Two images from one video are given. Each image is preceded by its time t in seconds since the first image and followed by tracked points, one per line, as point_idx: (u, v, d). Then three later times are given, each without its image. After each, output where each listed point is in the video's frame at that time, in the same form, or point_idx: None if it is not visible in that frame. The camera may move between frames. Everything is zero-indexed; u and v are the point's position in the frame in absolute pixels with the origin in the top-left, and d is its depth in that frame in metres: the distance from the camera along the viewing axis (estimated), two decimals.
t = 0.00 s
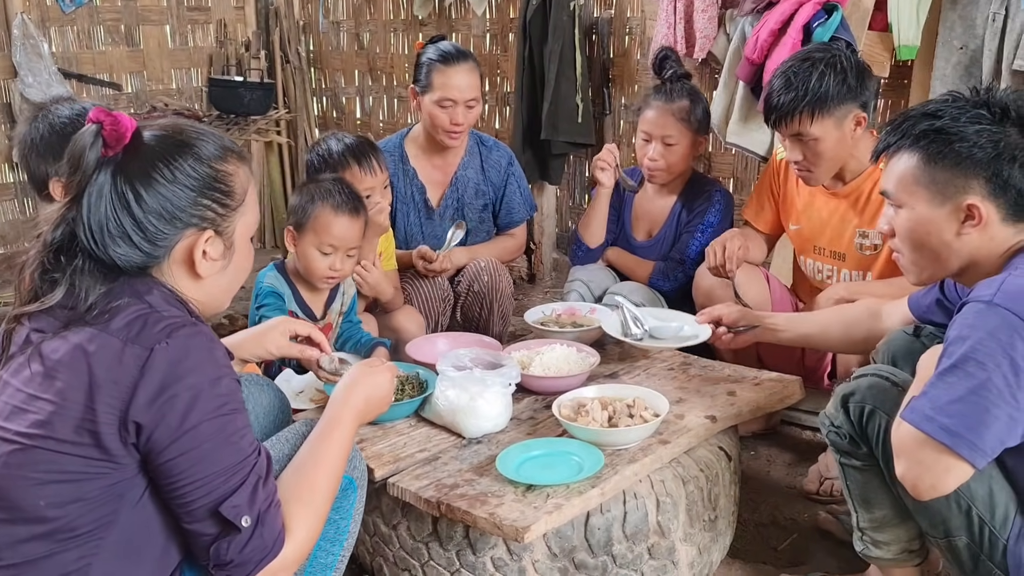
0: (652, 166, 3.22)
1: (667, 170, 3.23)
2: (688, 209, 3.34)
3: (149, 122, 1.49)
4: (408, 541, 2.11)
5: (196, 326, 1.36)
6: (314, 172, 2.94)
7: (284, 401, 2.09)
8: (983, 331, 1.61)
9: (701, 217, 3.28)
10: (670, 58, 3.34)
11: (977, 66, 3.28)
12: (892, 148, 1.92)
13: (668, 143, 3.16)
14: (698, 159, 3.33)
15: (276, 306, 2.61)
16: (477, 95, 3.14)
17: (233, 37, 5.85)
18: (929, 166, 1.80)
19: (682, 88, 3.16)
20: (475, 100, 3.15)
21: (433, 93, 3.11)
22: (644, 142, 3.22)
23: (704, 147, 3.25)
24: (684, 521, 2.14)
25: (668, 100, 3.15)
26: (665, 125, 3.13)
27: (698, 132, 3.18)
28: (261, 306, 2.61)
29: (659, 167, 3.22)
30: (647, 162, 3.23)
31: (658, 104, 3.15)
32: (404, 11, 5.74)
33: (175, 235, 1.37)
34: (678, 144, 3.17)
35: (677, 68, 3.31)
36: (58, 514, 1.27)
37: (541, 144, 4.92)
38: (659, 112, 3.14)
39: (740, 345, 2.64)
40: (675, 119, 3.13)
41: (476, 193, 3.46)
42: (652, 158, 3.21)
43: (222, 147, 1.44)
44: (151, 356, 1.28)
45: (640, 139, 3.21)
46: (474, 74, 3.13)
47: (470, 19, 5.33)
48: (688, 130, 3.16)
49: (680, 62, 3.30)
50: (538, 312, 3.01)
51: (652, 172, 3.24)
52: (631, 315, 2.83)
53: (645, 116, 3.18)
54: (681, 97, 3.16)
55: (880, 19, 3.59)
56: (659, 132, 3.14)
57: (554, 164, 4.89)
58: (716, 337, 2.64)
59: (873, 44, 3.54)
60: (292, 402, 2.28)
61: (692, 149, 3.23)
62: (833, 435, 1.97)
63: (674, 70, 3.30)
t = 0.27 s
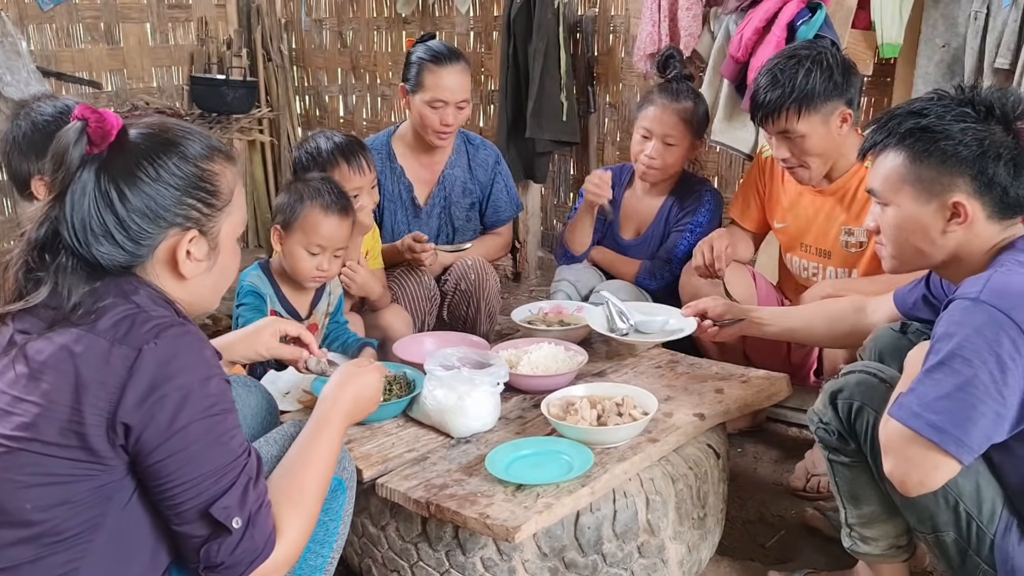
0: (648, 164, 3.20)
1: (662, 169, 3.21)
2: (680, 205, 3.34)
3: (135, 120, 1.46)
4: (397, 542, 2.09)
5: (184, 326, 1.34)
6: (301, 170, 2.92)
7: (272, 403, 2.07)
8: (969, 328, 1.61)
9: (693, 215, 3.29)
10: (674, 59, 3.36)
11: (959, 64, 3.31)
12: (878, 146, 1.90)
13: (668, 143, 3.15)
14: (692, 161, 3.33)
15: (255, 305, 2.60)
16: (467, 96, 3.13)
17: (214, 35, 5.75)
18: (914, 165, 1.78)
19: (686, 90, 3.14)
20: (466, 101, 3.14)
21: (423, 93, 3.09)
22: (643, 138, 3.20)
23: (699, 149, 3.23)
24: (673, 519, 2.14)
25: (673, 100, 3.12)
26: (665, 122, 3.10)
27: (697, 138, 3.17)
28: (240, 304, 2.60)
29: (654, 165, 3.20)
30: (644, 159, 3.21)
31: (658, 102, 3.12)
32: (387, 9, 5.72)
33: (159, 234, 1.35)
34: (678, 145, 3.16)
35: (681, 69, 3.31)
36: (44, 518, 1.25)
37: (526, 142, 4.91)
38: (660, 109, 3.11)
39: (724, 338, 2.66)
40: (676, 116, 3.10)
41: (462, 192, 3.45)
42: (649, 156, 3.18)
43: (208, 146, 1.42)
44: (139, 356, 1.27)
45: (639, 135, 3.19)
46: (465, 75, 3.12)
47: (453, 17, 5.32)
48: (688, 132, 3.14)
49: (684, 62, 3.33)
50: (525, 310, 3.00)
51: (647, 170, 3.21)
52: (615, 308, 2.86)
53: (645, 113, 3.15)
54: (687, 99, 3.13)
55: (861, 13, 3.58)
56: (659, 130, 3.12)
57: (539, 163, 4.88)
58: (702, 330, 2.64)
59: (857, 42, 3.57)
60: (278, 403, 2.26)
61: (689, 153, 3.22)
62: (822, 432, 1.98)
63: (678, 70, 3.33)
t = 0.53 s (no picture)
0: (641, 162, 3.17)
1: (655, 168, 3.19)
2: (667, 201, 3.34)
3: (112, 113, 1.42)
4: (378, 542, 2.07)
5: (162, 324, 1.31)
6: (280, 166, 2.88)
7: (251, 402, 2.04)
8: (952, 323, 1.61)
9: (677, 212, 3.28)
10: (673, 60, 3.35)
11: (935, 62, 3.33)
12: (859, 141, 1.89)
13: (662, 144, 3.13)
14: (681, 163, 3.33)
15: (230, 304, 2.56)
16: (450, 92, 3.11)
17: (187, 30, 5.66)
18: (897, 160, 1.78)
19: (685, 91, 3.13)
20: (448, 98, 3.12)
21: (405, 89, 3.06)
22: (637, 137, 3.17)
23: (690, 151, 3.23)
24: (656, 517, 2.13)
25: (671, 99, 3.11)
26: (662, 122, 3.09)
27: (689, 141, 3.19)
28: (215, 303, 2.56)
29: (648, 165, 3.18)
30: (636, 158, 3.18)
31: (658, 100, 3.10)
32: (363, 5, 5.67)
33: (133, 232, 1.31)
34: (672, 147, 3.15)
35: (677, 70, 3.30)
36: (18, 522, 1.22)
37: (505, 139, 4.88)
38: (658, 108, 3.10)
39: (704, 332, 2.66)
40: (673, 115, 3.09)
41: (442, 189, 3.42)
42: (643, 155, 3.16)
43: (187, 143, 1.39)
44: (114, 356, 1.23)
45: (634, 133, 3.16)
46: (447, 71, 3.10)
47: (431, 13, 5.28)
48: (683, 133, 3.14)
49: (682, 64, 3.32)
50: (506, 307, 2.98)
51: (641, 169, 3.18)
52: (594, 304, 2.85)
53: (643, 111, 3.13)
54: (687, 102, 3.12)
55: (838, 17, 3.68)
56: (657, 130, 3.11)
57: (517, 160, 4.86)
58: (680, 326, 2.62)
59: (834, 40, 3.58)
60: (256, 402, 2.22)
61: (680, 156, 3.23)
62: (804, 428, 1.98)
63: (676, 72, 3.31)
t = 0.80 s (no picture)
0: (629, 163, 3.15)
1: (641, 170, 3.17)
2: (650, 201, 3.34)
3: (85, 105, 1.38)
4: (358, 542, 2.04)
5: (136, 323, 1.28)
6: (256, 161, 2.83)
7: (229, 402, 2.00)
8: (933, 321, 1.61)
9: (659, 212, 3.28)
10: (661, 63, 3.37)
11: (911, 60, 3.35)
12: (841, 139, 1.89)
13: (650, 143, 3.12)
14: (666, 165, 3.33)
15: (212, 305, 2.50)
16: (427, 86, 3.07)
17: (159, 23, 5.56)
18: (878, 158, 1.77)
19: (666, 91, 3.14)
20: (425, 92, 3.08)
21: (382, 84, 3.02)
22: (626, 136, 3.15)
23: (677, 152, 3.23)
24: (638, 514, 2.12)
25: (660, 100, 3.11)
26: (652, 122, 3.08)
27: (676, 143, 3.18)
28: (197, 305, 2.50)
29: (636, 164, 3.15)
30: (624, 158, 3.15)
31: (647, 100, 3.10)
32: None
33: (106, 229, 1.28)
34: (660, 147, 3.14)
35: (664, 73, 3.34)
36: None
37: (482, 136, 4.85)
38: (646, 107, 3.09)
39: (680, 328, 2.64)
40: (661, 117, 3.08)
41: (420, 185, 3.39)
42: (631, 154, 3.13)
43: (163, 137, 1.34)
44: (87, 357, 1.20)
45: (623, 132, 3.14)
46: (424, 66, 3.07)
47: (407, 8, 5.23)
48: (672, 134, 3.13)
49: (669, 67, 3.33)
50: (485, 304, 2.96)
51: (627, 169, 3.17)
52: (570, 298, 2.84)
53: (632, 110, 3.12)
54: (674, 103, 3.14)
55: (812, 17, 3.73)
56: (646, 128, 3.09)
57: (494, 157, 4.83)
58: (658, 320, 2.63)
59: (811, 38, 3.60)
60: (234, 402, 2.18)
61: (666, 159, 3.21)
62: (786, 424, 1.98)
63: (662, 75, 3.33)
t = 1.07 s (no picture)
0: (605, 167, 3.14)
1: (617, 174, 3.17)
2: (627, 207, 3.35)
3: (55, 103, 1.35)
4: (333, 547, 2.01)
5: (106, 327, 1.24)
6: (225, 160, 2.78)
7: (201, 406, 1.96)
8: (909, 322, 1.62)
9: (636, 217, 3.30)
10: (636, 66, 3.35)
11: (880, 62, 3.39)
12: (815, 141, 1.89)
13: (627, 148, 3.12)
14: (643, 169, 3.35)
15: (179, 307, 2.46)
16: (400, 83, 3.05)
17: (125, 19, 5.47)
18: (852, 160, 1.78)
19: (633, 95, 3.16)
20: (398, 89, 3.05)
21: (355, 82, 2.99)
22: (602, 141, 3.14)
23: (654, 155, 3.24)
24: (615, 516, 2.12)
25: (637, 105, 3.12)
26: (629, 126, 3.08)
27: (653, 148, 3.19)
28: (164, 306, 2.45)
29: (611, 168, 3.15)
30: (600, 162, 3.15)
31: (625, 105, 3.11)
32: None
33: (73, 230, 1.24)
34: (637, 152, 3.14)
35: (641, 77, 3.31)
36: None
37: (454, 135, 4.83)
38: (622, 112, 3.09)
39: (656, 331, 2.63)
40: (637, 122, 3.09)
41: (393, 185, 3.36)
42: (606, 158, 3.13)
43: (133, 136, 1.30)
44: (54, 362, 1.16)
45: (599, 136, 3.13)
46: (396, 63, 3.04)
47: (378, 6, 5.19)
48: (648, 138, 3.14)
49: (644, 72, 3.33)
50: (459, 305, 2.94)
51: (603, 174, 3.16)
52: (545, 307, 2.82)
53: (608, 114, 3.11)
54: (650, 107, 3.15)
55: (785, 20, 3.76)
56: (624, 133, 3.09)
57: (467, 156, 4.81)
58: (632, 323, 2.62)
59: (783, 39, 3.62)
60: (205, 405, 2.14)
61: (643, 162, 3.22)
62: (763, 425, 1.99)
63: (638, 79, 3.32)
